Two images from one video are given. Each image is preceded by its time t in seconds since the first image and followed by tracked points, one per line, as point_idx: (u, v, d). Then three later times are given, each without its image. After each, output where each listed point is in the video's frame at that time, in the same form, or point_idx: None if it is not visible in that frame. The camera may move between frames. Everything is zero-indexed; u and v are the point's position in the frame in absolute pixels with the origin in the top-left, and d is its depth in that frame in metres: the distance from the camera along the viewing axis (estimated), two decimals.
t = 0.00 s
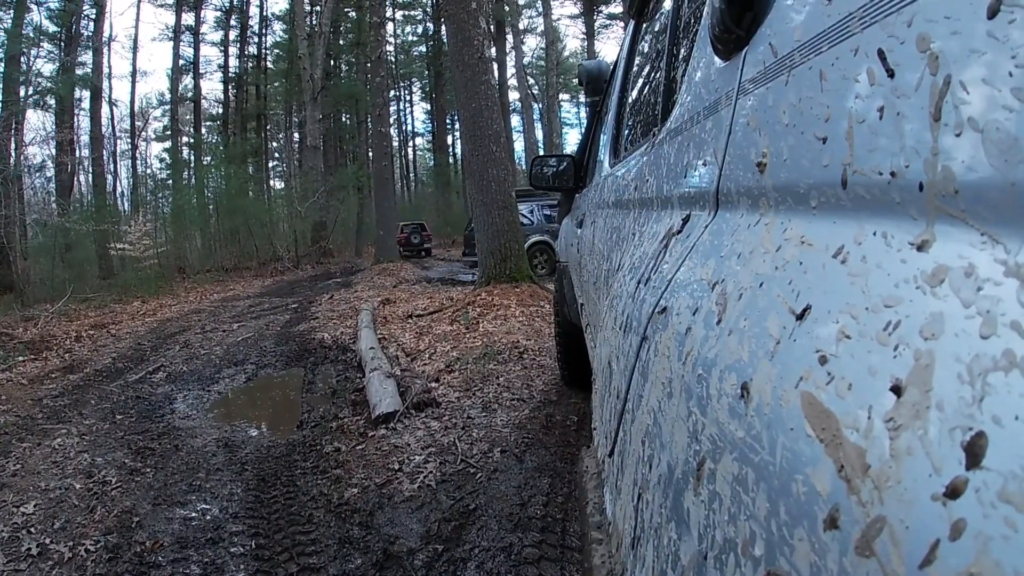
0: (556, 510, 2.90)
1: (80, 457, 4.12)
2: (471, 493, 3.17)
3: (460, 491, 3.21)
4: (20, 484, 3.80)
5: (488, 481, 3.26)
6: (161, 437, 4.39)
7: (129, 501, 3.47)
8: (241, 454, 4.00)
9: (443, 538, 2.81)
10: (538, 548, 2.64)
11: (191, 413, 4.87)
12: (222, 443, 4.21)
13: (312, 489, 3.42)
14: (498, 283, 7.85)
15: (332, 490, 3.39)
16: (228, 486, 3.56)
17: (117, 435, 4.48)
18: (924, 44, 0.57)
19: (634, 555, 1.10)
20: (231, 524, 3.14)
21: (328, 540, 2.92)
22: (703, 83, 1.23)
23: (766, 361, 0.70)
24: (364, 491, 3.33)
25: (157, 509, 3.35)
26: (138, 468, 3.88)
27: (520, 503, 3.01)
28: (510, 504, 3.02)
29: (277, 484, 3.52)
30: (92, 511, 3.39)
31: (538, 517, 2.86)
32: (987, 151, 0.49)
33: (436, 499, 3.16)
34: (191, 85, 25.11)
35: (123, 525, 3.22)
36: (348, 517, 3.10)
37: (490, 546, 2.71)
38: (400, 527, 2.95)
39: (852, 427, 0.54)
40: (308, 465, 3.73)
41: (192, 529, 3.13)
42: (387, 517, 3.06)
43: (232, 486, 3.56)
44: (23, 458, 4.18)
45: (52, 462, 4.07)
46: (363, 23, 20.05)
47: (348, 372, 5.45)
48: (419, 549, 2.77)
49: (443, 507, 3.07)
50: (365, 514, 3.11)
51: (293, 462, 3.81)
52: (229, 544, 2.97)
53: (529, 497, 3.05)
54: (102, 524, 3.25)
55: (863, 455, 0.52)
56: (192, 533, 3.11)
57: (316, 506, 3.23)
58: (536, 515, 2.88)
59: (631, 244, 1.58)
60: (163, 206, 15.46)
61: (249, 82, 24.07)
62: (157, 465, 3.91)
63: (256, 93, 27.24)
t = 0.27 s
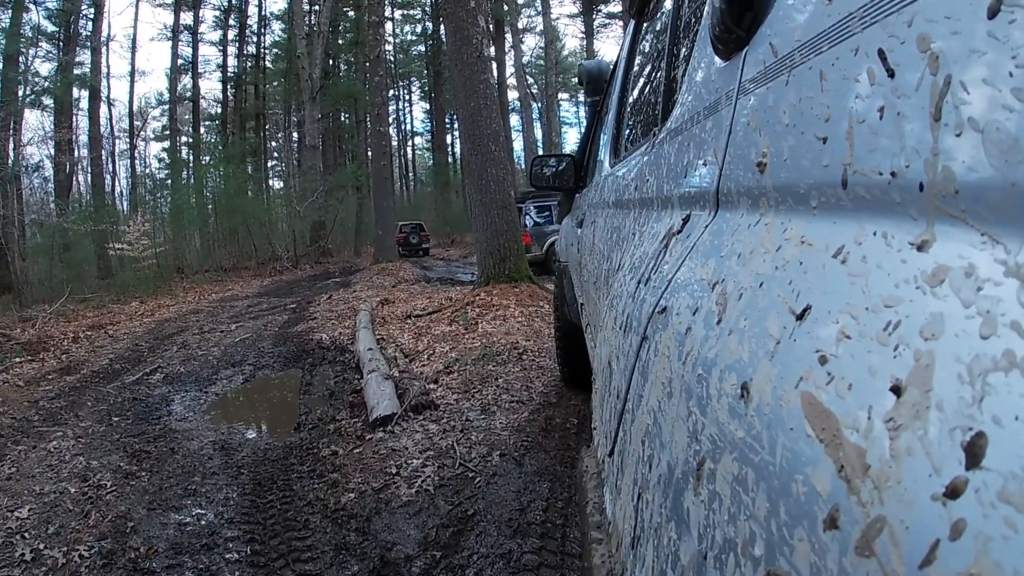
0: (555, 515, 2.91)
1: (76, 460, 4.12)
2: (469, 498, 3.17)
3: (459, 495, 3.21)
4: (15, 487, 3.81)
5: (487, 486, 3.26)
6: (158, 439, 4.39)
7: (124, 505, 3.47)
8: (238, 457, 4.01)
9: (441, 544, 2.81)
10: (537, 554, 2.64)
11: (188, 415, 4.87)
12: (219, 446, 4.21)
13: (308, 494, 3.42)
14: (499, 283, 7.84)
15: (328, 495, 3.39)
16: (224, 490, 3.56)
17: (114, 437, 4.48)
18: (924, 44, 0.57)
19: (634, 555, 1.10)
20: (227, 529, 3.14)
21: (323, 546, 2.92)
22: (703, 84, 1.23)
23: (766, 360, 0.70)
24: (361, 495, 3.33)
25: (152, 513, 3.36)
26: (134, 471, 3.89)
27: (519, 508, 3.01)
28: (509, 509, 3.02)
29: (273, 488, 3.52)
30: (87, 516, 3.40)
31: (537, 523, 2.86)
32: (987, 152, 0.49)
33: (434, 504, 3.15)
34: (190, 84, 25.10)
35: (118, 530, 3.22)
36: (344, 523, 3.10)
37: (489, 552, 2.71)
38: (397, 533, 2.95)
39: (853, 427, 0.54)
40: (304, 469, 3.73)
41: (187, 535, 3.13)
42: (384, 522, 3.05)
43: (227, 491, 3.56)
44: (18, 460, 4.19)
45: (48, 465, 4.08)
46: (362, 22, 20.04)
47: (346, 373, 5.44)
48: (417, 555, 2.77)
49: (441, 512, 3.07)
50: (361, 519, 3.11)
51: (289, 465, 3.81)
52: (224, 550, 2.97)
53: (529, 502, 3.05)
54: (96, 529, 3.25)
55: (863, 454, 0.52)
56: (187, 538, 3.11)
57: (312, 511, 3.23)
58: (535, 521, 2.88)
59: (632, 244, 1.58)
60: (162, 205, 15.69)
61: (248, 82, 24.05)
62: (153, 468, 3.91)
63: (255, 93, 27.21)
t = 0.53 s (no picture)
0: (556, 529, 2.90)
1: (67, 469, 4.13)
2: (467, 511, 3.15)
3: (456, 509, 3.20)
4: (5, 497, 3.81)
5: (485, 498, 3.25)
6: (150, 447, 4.38)
7: (114, 517, 3.47)
8: (231, 466, 4.00)
9: (437, 561, 2.80)
10: (536, 571, 2.63)
11: (182, 421, 4.87)
12: (211, 453, 4.20)
13: (301, 506, 3.41)
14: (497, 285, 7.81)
15: (322, 507, 3.38)
16: (215, 501, 3.55)
17: (105, 445, 4.49)
18: (927, 45, 0.57)
19: (634, 556, 1.10)
20: (217, 544, 3.13)
21: (315, 562, 2.91)
22: (704, 85, 1.23)
23: (767, 362, 0.70)
24: (355, 508, 3.32)
25: (142, 526, 3.35)
26: (125, 481, 3.88)
27: (518, 522, 3.00)
28: (508, 523, 3.01)
29: (265, 499, 3.51)
30: (76, 529, 3.40)
31: (536, 538, 2.85)
32: (988, 152, 0.49)
33: (429, 518, 3.14)
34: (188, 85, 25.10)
35: (107, 544, 3.22)
36: (337, 538, 3.08)
37: (487, 568, 2.71)
38: (391, 549, 2.93)
39: (853, 429, 0.54)
40: (298, 479, 3.71)
41: (177, 548, 3.12)
42: (378, 537, 3.04)
43: (219, 502, 3.55)
44: (9, 469, 4.20)
45: (38, 474, 4.09)
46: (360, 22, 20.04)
47: (342, 378, 5.43)
48: (411, 572, 2.75)
49: (437, 527, 3.06)
50: (355, 534, 3.10)
51: (282, 475, 3.80)
52: (215, 565, 2.96)
53: (528, 517, 3.04)
54: (86, 542, 3.25)
55: (863, 456, 0.52)
56: (177, 552, 3.10)
57: (305, 525, 3.22)
58: (534, 536, 2.87)
59: (632, 246, 1.58)
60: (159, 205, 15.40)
61: (246, 82, 24.05)
62: (144, 478, 3.91)
63: (254, 93, 27.21)
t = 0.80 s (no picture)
0: (557, 556, 2.81)
1: (49, 485, 4.12)
2: (463, 535, 3.05)
3: (451, 533, 3.08)
4: None
5: (481, 520, 3.15)
6: (135, 460, 4.37)
7: (94, 538, 3.42)
8: (216, 482, 3.96)
9: None
10: None
11: (169, 430, 4.88)
12: (197, 467, 4.18)
13: (287, 529, 3.30)
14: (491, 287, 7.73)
15: (308, 531, 3.27)
16: (198, 522, 3.48)
17: (90, 458, 4.48)
18: (927, 48, 0.57)
19: (635, 558, 1.10)
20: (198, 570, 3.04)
21: None
22: (706, 87, 1.23)
23: (769, 364, 0.70)
24: (343, 532, 3.20)
25: (121, 549, 3.28)
26: (107, 498, 3.85)
27: (517, 547, 2.90)
28: (506, 547, 2.92)
29: (249, 521, 3.43)
30: (54, 551, 3.35)
31: (536, 565, 2.77)
32: (989, 154, 0.49)
33: (421, 543, 3.02)
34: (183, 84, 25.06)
35: (85, 568, 3.15)
36: (324, 566, 2.96)
37: None
38: None
39: (855, 431, 0.54)
40: (284, 499, 3.62)
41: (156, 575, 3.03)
42: (367, 565, 2.91)
43: (202, 522, 3.48)
44: None
45: (20, 490, 4.08)
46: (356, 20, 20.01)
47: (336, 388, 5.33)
48: None
49: (430, 553, 2.95)
50: (342, 561, 2.97)
51: (268, 493, 3.73)
52: None
53: (527, 541, 2.95)
54: (64, 566, 3.20)
55: (864, 459, 0.52)
56: None
57: (291, 550, 3.11)
58: (534, 563, 2.79)
59: (634, 248, 1.58)
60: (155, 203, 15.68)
61: (241, 81, 23.98)
62: (127, 495, 3.87)
63: (250, 93, 27.18)
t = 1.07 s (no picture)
0: None
1: (21, 511, 4.15)
2: None
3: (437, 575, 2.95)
4: None
5: (470, 560, 3.01)
6: (109, 483, 4.38)
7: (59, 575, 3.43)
8: (190, 509, 3.94)
9: None
10: None
11: (148, 447, 4.93)
12: (172, 491, 4.18)
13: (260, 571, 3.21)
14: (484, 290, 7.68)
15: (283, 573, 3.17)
16: (166, 558, 3.46)
17: (64, 480, 4.51)
18: (930, 53, 0.56)
19: (635, 562, 1.10)
20: None
21: None
22: (708, 90, 1.23)
23: (770, 368, 0.70)
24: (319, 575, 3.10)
25: None
26: (76, 529, 3.86)
27: None
28: None
29: (219, 557, 3.40)
30: None
31: None
32: (993, 159, 0.49)
33: None
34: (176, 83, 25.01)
35: None
36: None
37: None
38: None
39: (856, 436, 0.54)
40: (259, 534, 3.54)
41: None
42: None
43: (170, 559, 3.46)
44: None
45: None
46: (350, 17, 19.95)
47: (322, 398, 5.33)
48: None
49: None
50: None
51: (242, 524, 3.69)
52: None
53: None
54: None
55: (866, 463, 0.52)
56: None
57: None
58: None
59: (635, 251, 1.58)
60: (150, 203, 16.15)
61: (235, 80, 23.94)
62: (98, 524, 3.88)
63: (244, 91, 27.12)
